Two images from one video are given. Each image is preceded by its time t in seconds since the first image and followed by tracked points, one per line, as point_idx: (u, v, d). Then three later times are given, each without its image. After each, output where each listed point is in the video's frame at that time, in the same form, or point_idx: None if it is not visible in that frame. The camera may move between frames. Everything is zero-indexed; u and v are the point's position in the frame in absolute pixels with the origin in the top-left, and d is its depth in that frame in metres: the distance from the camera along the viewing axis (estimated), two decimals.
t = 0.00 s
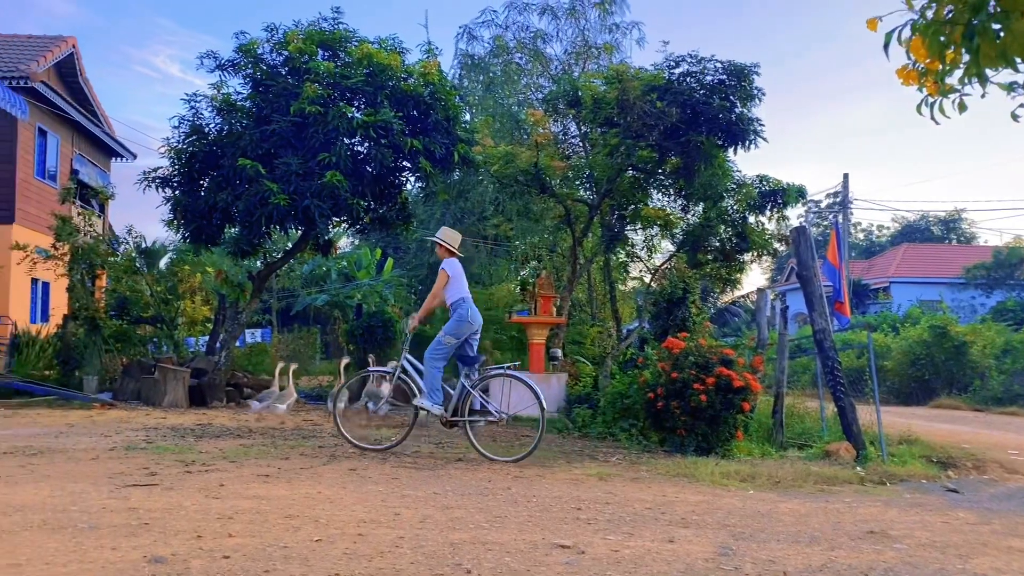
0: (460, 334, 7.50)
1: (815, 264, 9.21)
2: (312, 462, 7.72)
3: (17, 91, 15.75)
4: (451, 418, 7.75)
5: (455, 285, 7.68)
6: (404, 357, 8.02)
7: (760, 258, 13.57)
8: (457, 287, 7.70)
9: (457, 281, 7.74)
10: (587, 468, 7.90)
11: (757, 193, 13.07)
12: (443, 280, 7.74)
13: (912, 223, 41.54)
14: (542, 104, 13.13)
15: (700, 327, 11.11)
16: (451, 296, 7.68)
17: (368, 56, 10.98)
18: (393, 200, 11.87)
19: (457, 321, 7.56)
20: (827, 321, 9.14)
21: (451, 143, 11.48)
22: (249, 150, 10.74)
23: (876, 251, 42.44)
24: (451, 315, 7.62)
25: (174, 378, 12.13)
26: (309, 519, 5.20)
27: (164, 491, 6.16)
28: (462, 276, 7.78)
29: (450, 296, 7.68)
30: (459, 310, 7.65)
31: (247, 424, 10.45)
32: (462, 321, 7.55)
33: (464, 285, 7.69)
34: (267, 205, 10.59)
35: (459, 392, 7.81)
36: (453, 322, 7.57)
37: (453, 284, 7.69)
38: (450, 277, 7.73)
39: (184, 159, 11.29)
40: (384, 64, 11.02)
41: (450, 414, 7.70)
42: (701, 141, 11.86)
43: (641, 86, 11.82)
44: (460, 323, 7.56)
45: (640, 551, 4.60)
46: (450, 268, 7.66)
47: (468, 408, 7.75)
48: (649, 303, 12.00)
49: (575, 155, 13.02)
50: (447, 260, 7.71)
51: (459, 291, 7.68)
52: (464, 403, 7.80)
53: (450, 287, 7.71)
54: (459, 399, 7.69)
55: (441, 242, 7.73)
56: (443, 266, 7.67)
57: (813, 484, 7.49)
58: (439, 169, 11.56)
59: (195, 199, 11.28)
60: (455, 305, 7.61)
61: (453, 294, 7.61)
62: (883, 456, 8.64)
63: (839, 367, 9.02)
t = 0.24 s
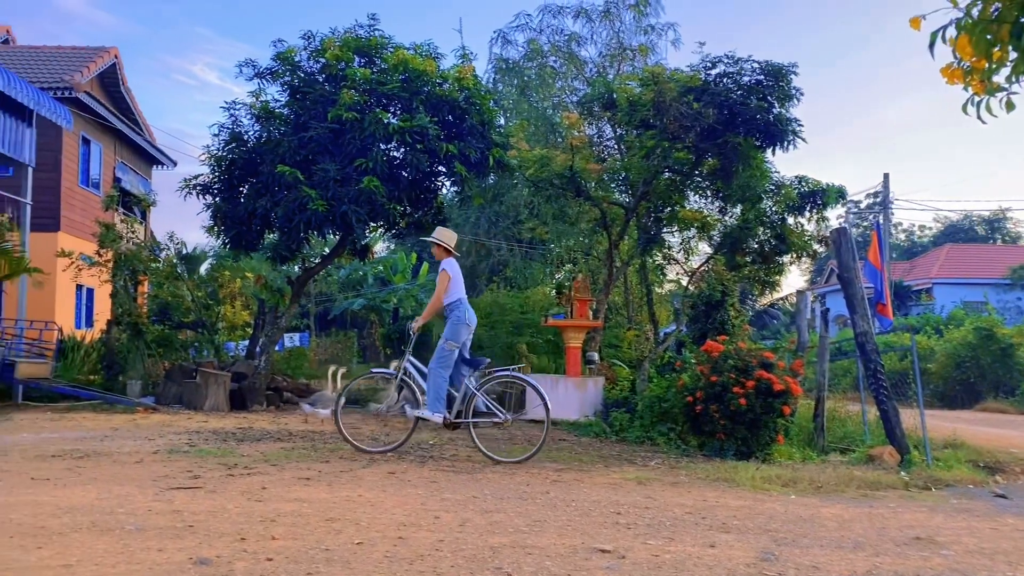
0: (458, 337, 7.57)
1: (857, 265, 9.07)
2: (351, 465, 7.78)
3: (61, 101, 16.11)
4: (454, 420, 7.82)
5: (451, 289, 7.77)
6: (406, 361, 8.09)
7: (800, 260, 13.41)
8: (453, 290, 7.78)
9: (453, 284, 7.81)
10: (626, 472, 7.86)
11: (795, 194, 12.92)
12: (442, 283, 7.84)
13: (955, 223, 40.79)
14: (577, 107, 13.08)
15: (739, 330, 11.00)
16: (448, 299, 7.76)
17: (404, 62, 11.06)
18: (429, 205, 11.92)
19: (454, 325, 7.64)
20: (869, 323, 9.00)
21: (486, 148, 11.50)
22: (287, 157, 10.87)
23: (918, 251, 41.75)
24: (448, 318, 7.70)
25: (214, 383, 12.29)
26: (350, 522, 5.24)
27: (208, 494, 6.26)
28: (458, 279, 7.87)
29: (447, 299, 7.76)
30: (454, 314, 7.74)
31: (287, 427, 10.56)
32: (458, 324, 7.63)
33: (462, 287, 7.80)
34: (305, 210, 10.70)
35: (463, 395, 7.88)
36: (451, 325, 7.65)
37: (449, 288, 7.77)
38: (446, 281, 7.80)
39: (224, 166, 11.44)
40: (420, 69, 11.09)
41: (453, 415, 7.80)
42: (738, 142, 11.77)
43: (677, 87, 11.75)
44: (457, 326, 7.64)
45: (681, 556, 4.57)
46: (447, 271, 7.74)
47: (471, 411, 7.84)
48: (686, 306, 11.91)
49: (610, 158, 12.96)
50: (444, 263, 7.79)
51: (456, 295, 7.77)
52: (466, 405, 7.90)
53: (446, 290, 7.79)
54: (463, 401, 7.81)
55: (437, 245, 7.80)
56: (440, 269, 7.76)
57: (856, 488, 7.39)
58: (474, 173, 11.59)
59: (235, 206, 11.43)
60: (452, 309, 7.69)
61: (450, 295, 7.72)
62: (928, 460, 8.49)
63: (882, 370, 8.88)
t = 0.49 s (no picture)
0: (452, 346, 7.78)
1: (907, 266, 8.90)
2: (397, 468, 7.84)
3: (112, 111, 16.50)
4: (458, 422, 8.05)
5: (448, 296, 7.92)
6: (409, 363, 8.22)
7: (848, 261, 13.21)
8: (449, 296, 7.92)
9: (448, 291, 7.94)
10: (672, 477, 7.81)
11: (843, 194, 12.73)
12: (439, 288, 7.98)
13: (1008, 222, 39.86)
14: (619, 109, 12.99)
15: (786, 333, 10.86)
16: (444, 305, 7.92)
17: (446, 67, 11.14)
18: (470, 209, 11.98)
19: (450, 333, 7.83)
20: (920, 325, 8.83)
21: (527, 151, 11.51)
22: (332, 164, 11.00)
23: (969, 251, 40.87)
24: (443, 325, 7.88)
25: (263, 386, 12.42)
26: (398, 524, 5.29)
27: (259, 496, 6.36)
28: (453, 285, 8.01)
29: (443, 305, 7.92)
30: (448, 322, 7.93)
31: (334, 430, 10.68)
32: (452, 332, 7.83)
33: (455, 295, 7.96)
34: (350, 216, 10.83)
35: (465, 398, 8.07)
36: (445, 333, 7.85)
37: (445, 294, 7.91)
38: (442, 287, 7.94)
39: (271, 173, 11.61)
40: (461, 75, 11.17)
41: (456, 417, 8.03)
42: (784, 142, 11.65)
43: (721, 88, 11.66)
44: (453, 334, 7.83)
45: (731, 562, 4.54)
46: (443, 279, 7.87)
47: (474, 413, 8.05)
48: (732, 308, 11.78)
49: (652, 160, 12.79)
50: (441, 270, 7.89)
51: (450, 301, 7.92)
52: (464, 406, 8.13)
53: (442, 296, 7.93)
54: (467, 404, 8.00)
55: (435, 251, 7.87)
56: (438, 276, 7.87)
57: (909, 494, 7.25)
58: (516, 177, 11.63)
59: (282, 212, 11.59)
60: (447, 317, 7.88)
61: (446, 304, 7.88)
62: (984, 465, 8.30)
63: (934, 373, 8.71)
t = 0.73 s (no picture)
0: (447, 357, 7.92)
1: (960, 267, 8.70)
2: (443, 472, 7.88)
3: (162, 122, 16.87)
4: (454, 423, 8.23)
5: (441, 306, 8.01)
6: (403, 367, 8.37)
7: (898, 262, 12.98)
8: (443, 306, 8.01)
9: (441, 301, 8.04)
10: (720, 481, 7.74)
11: (892, 195, 12.50)
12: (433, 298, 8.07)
13: None
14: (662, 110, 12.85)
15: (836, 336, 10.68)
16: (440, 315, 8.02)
17: (488, 73, 11.19)
18: (513, 214, 12.01)
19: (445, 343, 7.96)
20: (974, 327, 8.63)
21: (570, 155, 11.53)
22: (377, 170, 11.11)
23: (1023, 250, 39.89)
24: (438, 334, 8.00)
25: (311, 390, 12.58)
26: (446, 528, 5.33)
27: (309, 499, 6.45)
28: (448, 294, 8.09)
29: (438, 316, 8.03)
30: (444, 331, 8.04)
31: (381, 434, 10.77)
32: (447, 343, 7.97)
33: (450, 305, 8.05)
34: (395, 221, 10.92)
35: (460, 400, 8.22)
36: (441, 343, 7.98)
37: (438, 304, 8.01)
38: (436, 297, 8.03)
39: (317, 180, 11.74)
40: (503, 80, 11.22)
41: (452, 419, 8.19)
42: (832, 142, 11.48)
43: (766, 88, 11.52)
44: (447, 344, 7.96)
45: (782, 568, 4.49)
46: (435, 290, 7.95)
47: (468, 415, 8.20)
48: (780, 311, 11.62)
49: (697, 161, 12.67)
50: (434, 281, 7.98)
51: (445, 312, 7.99)
52: (460, 407, 8.28)
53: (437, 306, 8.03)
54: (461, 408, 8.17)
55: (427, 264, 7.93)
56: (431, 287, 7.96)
57: (964, 500, 7.10)
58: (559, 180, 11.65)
59: (328, 219, 11.72)
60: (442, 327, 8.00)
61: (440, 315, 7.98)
62: None
63: (989, 376, 8.52)
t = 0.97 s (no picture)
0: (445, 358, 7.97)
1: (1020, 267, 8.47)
2: (492, 476, 7.91)
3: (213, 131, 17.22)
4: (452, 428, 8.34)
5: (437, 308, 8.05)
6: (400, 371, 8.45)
7: (953, 262, 12.71)
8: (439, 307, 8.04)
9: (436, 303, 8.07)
10: (773, 486, 7.64)
11: (947, 193, 12.23)
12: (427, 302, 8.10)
13: None
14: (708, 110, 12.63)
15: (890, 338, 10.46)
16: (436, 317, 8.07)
17: (532, 77, 11.23)
18: (558, 217, 12.01)
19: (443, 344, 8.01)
20: None
21: (615, 157, 11.53)
22: (423, 176, 11.19)
23: None
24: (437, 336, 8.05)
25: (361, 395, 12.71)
26: (497, 532, 5.36)
27: (360, 502, 6.52)
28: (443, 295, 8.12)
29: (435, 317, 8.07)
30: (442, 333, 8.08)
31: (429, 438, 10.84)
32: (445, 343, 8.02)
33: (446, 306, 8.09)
34: (441, 226, 11.00)
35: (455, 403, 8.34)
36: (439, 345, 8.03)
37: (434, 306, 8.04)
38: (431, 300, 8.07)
39: (364, 186, 11.85)
40: (548, 83, 11.26)
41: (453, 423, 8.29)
42: (884, 141, 11.27)
43: (816, 87, 11.36)
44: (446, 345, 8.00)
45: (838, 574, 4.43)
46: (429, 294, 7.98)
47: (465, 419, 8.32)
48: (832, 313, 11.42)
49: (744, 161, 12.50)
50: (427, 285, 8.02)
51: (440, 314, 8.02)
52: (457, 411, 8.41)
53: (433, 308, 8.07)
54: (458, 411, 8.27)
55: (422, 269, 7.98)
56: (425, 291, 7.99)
57: None
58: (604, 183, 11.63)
59: (375, 225, 11.82)
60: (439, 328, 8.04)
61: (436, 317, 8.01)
62: None
63: None
